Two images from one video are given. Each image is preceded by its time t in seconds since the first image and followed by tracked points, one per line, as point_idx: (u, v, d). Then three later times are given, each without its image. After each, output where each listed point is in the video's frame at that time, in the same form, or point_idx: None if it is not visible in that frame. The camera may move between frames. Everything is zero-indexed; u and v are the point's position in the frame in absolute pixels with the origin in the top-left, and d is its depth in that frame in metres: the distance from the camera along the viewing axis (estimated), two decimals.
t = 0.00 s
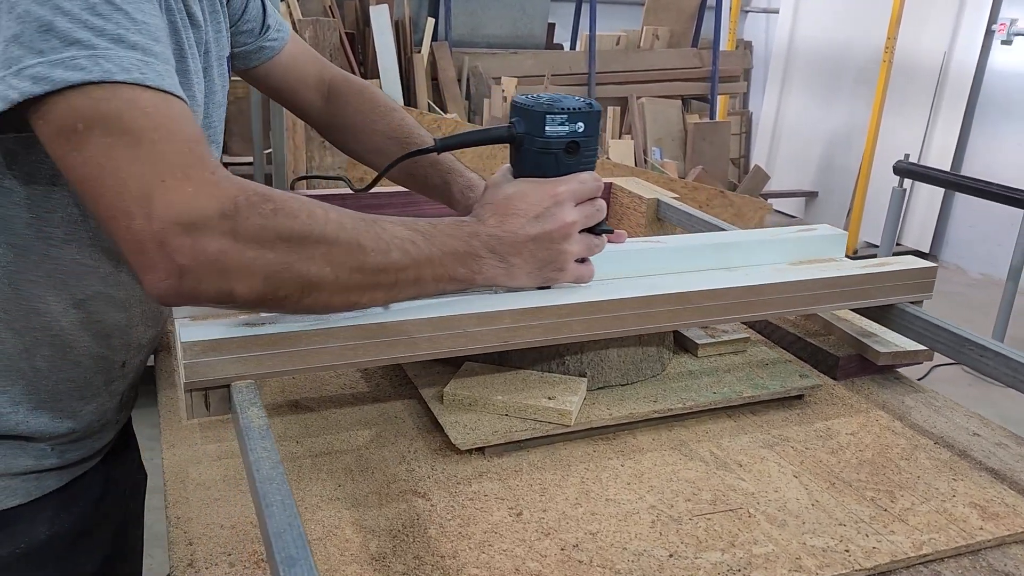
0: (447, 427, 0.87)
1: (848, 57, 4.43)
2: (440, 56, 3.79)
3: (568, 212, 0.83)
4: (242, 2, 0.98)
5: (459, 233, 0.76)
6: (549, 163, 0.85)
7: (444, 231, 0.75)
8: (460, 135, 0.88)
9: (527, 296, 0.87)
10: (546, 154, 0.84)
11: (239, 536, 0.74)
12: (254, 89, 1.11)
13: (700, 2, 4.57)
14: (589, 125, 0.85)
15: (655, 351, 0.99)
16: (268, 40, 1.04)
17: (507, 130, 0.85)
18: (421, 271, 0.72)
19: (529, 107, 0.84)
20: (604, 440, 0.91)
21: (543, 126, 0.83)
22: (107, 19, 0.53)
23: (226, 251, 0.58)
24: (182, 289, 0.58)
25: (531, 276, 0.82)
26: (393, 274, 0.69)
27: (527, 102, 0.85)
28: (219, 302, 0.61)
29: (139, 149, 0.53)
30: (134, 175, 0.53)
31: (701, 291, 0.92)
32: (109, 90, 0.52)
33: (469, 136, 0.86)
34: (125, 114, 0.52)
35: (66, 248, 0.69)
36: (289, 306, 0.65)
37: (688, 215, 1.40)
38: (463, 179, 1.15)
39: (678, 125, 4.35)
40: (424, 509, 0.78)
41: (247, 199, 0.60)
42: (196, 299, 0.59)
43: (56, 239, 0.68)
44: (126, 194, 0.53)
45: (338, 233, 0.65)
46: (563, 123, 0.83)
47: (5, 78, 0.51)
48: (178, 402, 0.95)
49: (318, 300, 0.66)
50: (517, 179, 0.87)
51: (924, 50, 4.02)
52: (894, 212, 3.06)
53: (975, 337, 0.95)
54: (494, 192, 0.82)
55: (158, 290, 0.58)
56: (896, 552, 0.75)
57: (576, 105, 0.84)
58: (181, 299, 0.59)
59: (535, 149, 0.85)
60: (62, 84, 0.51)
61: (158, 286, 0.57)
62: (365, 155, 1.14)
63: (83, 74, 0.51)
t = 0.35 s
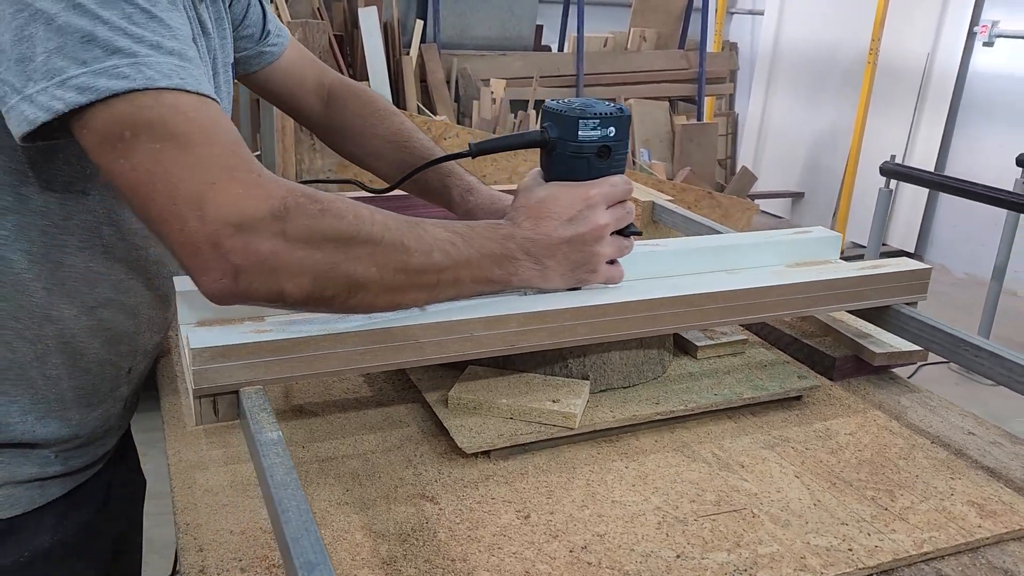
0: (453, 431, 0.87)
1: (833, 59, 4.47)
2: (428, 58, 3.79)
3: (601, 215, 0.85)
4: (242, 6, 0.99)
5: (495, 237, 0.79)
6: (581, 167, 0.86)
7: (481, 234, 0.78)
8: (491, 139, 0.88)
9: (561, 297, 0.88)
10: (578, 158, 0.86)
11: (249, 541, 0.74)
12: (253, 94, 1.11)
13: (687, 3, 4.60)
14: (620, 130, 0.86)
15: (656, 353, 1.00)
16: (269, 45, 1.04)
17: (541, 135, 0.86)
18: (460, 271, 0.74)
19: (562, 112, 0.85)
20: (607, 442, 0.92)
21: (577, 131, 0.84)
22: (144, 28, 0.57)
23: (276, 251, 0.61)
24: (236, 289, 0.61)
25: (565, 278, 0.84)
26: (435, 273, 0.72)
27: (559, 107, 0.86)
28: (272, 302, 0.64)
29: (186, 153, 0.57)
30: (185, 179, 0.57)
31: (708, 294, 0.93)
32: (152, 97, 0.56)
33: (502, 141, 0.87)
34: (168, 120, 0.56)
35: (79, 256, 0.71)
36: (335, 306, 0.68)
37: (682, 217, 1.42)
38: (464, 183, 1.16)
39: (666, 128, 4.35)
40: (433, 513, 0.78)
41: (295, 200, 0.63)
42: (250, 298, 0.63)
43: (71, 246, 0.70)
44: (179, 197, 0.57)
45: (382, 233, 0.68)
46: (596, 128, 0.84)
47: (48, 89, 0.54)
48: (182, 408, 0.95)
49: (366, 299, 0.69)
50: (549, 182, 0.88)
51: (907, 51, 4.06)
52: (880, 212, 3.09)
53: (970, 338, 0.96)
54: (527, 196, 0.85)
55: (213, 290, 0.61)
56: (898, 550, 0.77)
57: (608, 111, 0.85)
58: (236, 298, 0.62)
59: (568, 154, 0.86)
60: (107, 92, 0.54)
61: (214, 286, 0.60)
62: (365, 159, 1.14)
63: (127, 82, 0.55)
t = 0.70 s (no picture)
0: (455, 439, 0.87)
1: (814, 60, 4.51)
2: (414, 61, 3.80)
3: (639, 219, 0.89)
4: (240, 14, 0.98)
5: (538, 241, 0.83)
6: (619, 173, 0.90)
7: (525, 238, 0.82)
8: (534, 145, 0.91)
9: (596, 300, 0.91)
10: (616, 165, 0.89)
11: (255, 552, 0.74)
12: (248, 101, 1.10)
13: (670, 5, 4.63)
14: (656, 137, 0.90)
15: (654, 358, 1.00)
16: (264, 52, 1.04)
17: (580, 142, 0.89)
18: (507, 275, 0.78)
19: (600, 120, 0.88)
20: (608, 447, 0.93)
21: (615, 138, 0.87)
22: (190, 45, 0.58)
23: (337, 253, 0.64)
24: (298, 290, 0.64)
25: (604, 280, 0.89)
26: (483, 275, 0.76)
27: (597, 115, 0.90)
28: (330, 302, 0.67)
29: (245, 162, 0.58)
30: (248, 187, 0.59)
31: (711, 300, 0.93)
32: (204, 109, 0.57)
33: (542, 147, 0.90)
34: (224, 130, 0.57)
35: (91, 270, 0.73)
36: (388, 307, 0.71)
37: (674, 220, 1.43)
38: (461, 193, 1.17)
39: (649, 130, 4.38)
40: (438, 521, 0.79)
41: (351, 204, 0.66)
42: (311, 299, 0.65)
43: (84, 261, 0.72)
44: (243, 205, 0.59)
45: (434, 235, 0.72)
46: (633, 136, 0.88)
47: (94, 107, 0.54)
48: (182, 416, 0.95)
49: (418, 300, 0.72)
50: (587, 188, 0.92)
51: (888, 53, 4.11)
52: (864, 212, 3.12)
53: (964, 342, 0.98)
54: (566, 202, 0.90)
55: (276, 291, 0.64)
56: (898, 552, 0.78)
57: (645, 119, 0.88)
58: (297, 299, 0.65)
59: (606, 160, 0.89)
60: (158, 108, 0.55)
61: (277, 287, 0.63)
62: (361, 166, 1.14)
63: (176, 98, 0.55)
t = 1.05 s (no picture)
0: (453, 447, 0.87)
1: (793, 63, 4.55)
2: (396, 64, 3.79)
3: (672, 222, 0.92)
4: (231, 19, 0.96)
5: (574, 242, 0.86)
6: (651, 176, 0.92)
7: (561, 240, 0.86)
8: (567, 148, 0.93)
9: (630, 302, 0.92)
10: (649, 168, 0.91)
11: (253, 565, 0.73)
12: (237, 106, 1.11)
13: (651, 9, 4.65)
14: (688, 140, 0.92)
15: (649, 364, 1.00)
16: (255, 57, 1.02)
17: (613, 146, 0.91)
18: (545, 274, 0.83)
19: (633, 124, 0.90)
20: (605, 454, 0.92)
21: (649, 143, 0.89)
22: (220, 55, 0.63)
23: (384, 252, 0.70)
24: (350, 288, 0.70)
25: (638, 282, 0.91)
26: (521, 276, 0.81)
27: (629, 120, 0.91)
28: (380, 299, 0.73)
29: (290, 168, 0.65)
30: (296, 192, 0.65)
31: (706, 304, 0.92)
32: (245, 119, 0.63)
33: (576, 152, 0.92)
34: (266, 140, 0.63)
35: (97, 284, 0.74)
36: (432, 305, 0.77)
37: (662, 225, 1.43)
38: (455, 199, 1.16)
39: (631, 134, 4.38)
40: (438, 531, 0.78)
41: (395, 206, 0.72)
42: (362, 295, 0.71)
43: (90, 276, 0.74)
44: (293, 209, 0.65)
45: (476, 235, 0.78)
46: (666, 140, 0.90)
47: (132, 117, 0.59)
48: (178, 426, 0.93)
49: (460, 297, 0.77)
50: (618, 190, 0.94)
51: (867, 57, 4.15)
52: (846, 213, 3.15)
53: (955, 345, 0.98)
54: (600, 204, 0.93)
55: (331, 290, 0.70)
56: (897, 556, 0.78)
57: (677, 123, 0.90)
58: (348, 296, 0.71)
59: (639, 164, 0.92)
60: (197, 117, 0.60)
61: (332, 286, 0.69)
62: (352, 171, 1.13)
63: (216, 108, 0.61)
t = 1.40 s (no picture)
0: (455, 463, 0.86)
1: (769, 70, 4.59)
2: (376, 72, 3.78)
3: (704, 230, 0.95)
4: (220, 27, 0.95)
5: (609, 249, 0.89)
6: (684, 185, 0.94)
7: (597, 247, 0.88)
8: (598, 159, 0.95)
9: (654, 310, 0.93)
10: (681, 178, 0.93)
11: None
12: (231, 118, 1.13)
13: (630, 17, 4.67)
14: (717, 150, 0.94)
15: (649, 375, 1.00)
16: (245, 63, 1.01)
17: (645, 156, 0.93)
18: (583, 282, 0.85)
19: (665, 135, 0.92)
20: (608, 467, 0.92)
21: (681, 152, 0.91)
22: (253, 72, 0.64)
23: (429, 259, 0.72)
24: (396, 294, 0.72)
25: (671, 289, 0.93)
26: (560, 283, 0.83)
27: (660, 130, 0.94)
28: (423, 305, 0.75)
29: (332, 181, 0.66)
30: (340, 204, 0.66)
31: (713, 316, 0.92)
32: (284, 133, 0.64)
33: (608, 162, 0.94)
34: (306, 155, 0.65)
35: (101, 303, 0.79)
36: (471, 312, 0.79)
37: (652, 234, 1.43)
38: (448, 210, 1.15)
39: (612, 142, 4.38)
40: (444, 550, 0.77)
41: (437, 213, 0.74)
42: (409, 302, 0.74)
43: (95, 296, 0.78)
44: (339, 221, 0.67)
45: (517, 241, 0.79)
46: (699, 150, 0.92)
47: (171, 134, 0.61)
48: (173, 444, 0.92)
49: (503, 304, 0.79)
50: (649, 200, 0.96)
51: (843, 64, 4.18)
52: (827, 218, 3.17)
53: (951, 353, 0.99)
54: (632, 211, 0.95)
55: (376, 297, 0.72)
56: (903, 567, 0.78)
57: (708, 133, 0.93)
58: (394, 302, 0.73)
59: (672, 174, 0.93)
60: (239, 134, 0.62)
61: (380, 293, 0.71)
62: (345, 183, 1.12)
63: (255, 124, 0.62)
